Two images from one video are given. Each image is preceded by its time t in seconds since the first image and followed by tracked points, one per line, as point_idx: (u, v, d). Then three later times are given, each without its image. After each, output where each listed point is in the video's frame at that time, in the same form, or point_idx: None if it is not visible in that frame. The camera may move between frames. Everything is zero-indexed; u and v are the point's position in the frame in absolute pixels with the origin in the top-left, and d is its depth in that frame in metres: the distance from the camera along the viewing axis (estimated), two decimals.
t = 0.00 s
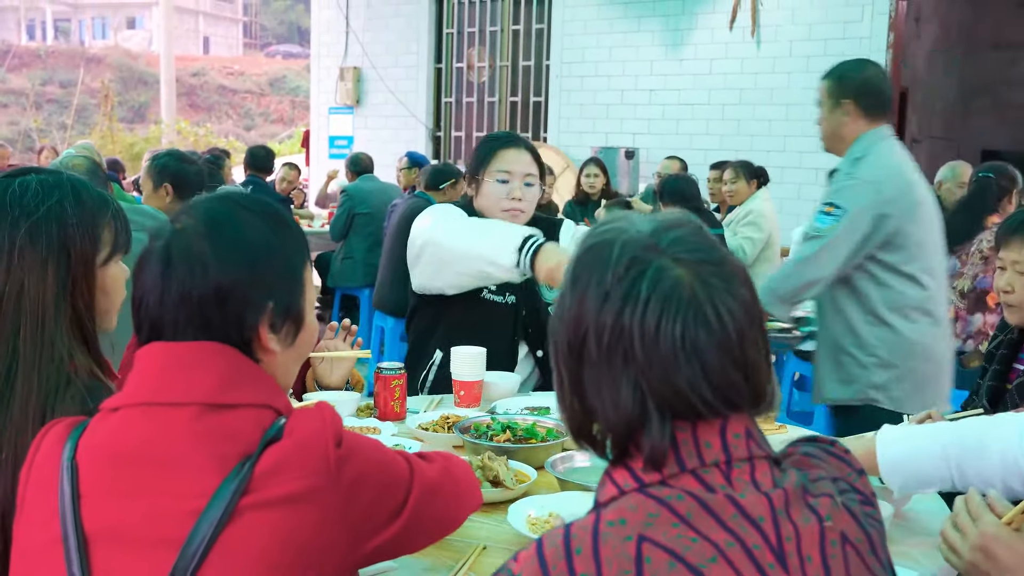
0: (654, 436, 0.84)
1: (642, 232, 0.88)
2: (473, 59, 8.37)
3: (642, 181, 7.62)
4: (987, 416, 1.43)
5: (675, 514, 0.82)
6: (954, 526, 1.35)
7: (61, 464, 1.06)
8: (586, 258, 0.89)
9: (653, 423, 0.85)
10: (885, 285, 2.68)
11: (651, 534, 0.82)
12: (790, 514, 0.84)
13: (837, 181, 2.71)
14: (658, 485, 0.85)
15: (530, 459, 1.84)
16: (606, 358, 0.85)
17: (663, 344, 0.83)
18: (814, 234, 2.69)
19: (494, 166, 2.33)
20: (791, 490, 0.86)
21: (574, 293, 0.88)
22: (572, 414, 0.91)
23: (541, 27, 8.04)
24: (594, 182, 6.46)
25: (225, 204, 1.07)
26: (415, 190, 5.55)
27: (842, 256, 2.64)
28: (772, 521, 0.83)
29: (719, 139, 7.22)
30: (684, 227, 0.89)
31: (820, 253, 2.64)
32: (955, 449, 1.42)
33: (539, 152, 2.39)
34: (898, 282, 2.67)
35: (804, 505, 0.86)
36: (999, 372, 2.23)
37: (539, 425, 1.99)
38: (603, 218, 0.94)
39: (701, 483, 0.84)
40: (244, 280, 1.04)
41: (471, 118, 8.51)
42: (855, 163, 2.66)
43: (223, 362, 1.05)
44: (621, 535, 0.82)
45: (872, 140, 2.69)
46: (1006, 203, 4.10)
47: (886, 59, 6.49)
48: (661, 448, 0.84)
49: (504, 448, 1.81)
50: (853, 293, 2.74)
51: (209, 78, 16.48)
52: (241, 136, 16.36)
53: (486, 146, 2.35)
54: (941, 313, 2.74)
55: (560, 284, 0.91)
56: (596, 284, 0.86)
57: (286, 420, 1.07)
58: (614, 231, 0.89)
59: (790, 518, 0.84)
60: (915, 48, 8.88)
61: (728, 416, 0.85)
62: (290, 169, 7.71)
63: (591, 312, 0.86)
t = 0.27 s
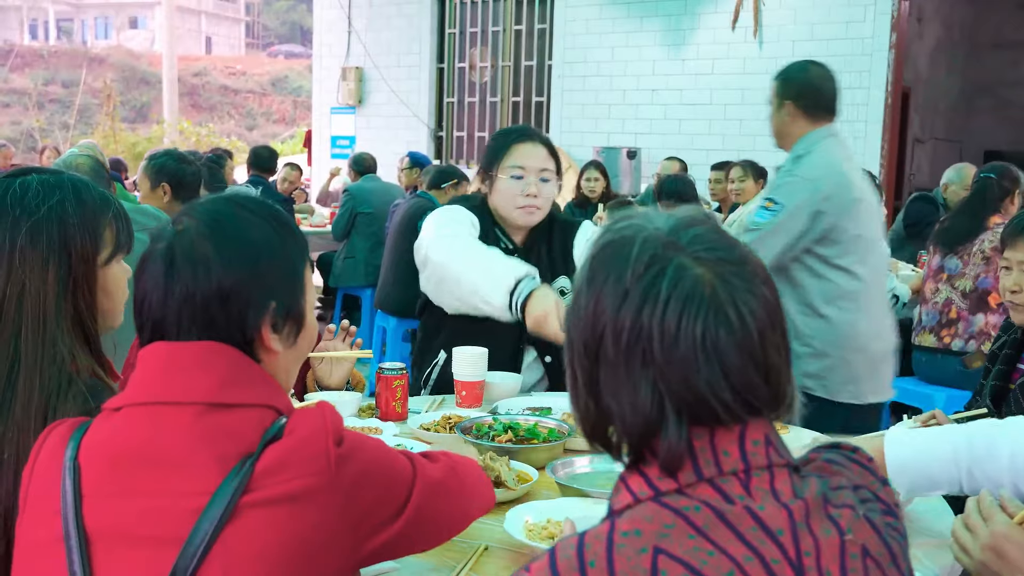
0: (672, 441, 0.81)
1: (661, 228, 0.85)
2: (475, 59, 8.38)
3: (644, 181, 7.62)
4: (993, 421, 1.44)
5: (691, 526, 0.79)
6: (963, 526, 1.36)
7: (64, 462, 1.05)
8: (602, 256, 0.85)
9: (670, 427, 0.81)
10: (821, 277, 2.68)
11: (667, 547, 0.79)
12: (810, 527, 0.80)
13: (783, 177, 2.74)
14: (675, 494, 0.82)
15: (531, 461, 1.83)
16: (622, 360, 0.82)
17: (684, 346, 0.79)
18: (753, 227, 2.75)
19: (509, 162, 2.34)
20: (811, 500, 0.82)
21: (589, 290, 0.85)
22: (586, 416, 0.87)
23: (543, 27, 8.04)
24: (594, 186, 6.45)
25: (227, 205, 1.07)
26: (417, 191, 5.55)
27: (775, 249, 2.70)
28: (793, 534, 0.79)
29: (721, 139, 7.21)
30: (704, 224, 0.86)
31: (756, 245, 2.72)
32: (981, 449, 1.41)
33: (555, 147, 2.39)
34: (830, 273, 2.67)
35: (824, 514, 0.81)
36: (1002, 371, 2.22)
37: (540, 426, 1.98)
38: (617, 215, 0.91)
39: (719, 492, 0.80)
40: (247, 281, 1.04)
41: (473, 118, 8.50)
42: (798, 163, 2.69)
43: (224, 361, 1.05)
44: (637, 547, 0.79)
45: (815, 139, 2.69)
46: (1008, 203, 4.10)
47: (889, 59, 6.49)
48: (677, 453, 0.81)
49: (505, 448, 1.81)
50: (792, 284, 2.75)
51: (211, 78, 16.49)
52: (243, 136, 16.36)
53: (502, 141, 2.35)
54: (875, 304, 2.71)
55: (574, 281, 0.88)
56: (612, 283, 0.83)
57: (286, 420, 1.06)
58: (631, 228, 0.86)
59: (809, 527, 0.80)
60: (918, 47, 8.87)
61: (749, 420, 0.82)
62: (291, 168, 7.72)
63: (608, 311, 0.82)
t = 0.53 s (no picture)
0: (693, 440, 0.83)
1: (686, 228, 0.88)
2: (477, 59, 8.38)
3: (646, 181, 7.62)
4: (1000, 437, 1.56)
5: (713, 538, 0.81)
6: (966, 511, 1.46)
7: (67, 462, 1.06)
8: (626, 255, 0.88)
9: (692, 427, 0.84)
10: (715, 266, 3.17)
11: (687, 559, 0.81)
12: (833, 540, 0.82)
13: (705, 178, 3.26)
14: (696, 503, 0.84)
15: (532, 462, 1.82)
16: (647, 358, 0.84)
17: (708, 344, 0.82)
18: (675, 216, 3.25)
19: (522, 146, 2.30)
20: (835, 513, 0.85)
21: (614, 289, 0.87)
22: (609, 414, 0.90)
23: (545, 27, 8.03)
24: (593, 191, 6.44)
25: (231, 206, 1.07)
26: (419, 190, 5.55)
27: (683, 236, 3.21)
28: (816, 548, 0.81)
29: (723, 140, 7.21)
30: (729, 224, 0.89)
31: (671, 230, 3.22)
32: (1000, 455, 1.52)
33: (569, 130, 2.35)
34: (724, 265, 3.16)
35: (850, 527, 0.85)
36: (1005, 372, 2.22)
37: (542, 426, 1.98)
38: (642, 215, 0.94)
39: (742, 503, 0.83)
40: (250, 282, 1.04)
41: (475, 118, 8.51)
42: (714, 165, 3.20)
43: (227, 361, 1.05)
44: (657, 557, 0.82)
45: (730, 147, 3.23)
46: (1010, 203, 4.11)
47: (891, 60, 6.48)
48: (699, 454, 0.83)
49: (506, 449, 1.80)
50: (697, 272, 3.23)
51: (213, 78, 16.50)
52: (245, 136, 16.35)
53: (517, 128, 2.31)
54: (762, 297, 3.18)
55: (599, 280, 0.91)
56: (637, 281, 0.86)
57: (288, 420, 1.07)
58: (656, 229, 0.89)
59: (833, 542, 0.82)
60: (920, 47, 8.87)
61: (771, 420, 0.84)
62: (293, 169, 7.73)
63: (633, 309, 0.85)
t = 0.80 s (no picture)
0: (713, 439, 0.84)
1: (709, 227, 0.89)
2: (480, 59, 8.38)
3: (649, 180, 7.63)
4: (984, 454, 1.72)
5: (729, 544, 0.81)
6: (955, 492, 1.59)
7: (71, 460, 1.05)
8: (647, 254, 0.89)
9: (712, 426, 0.84)
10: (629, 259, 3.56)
11: (702, 563, 0.81)
12: (853, 548, 0.82)
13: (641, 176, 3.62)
14: (713, 506, 0.84)
15: (536, 462, 1.82)
16: (668, 355, 0.85)
17: (731, 343, 0.82)
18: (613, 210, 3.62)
19: (532, 140, 2.29)
20: (855, 520, 0.84)
21: (635, 287, 0.88)
22: (627, 413, 0.90)
23: (548, 27, 8.03)
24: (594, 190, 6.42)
25: (237, 205, 1.07)
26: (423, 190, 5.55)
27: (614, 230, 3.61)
28: (835, 558, 0.81)
29: (727, 140, 7.21)
30: (752, 223, 0.90)
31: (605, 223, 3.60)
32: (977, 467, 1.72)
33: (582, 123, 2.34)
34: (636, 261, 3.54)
35: (870, 536, 0.84)
36: (1009, 374, 2.21)
37: (545, 426, 1.98)
38: (663, 216, 0.95)
39: (761, 509, 0.83)
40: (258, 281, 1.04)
41: (479, 117, 8.51)
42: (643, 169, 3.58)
43: (232, 360, 1.05)
44: (672, 562, 0.82)
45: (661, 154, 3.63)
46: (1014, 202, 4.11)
47: (895, 60, 6.47)
48: (718, 452, 0.84)
49: (510, 449, 1.80)
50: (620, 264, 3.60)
51: (216, 77, 16.51)
52: (248, 135, 16.35)
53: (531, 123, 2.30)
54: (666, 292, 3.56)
55: (619, 278, 0.91)
56: (660, 278, 0.86)
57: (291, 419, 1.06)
58: (678, 229, 0.90)
59: (852, 549, 0.82)
60: (924, 48, 8.87)
61: (793, 419, 0.84)
62: (297, 168, 7.74)
63: (654, 304, 0.86)
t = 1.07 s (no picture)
0: (728, 435, 0.84)
1: (725, 223, 0.89)
2: (484, 59, 8.37)
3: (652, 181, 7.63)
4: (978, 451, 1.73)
5: (739, 546, 0.82)
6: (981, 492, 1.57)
7: (71, 460, 1.06)
8: (664, 249, 0.89)
9: (729, 420, 0.84)
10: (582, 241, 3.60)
11: (712, 566, 0.81)
12: (861, 552, 0.82)
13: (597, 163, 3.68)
14: (721, 508, 0.85)
15: (538, 463, 1.82)
16: (687, 348, 0.84)
17: (751, 337, 0.82)
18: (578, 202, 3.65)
19: (546, 146, 2.29)
20: (865, 524, 0.84)
21: (652, 281, 0.88)
22: (641, 408, 0.90)
23: (552, 27, 8.02)
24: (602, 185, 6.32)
25: (236, 203, 1.07)
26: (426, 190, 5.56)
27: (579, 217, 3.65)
28: (844, 560, 0.81)
29: (729, 140, 7.21)
30: (766, 220, 0.90)
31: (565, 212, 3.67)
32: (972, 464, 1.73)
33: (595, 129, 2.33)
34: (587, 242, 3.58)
35: (878, 540, 0.84)
36: (1010, 376, 2.22)
37: (548, 426, 1.98)
38: (676, 212, 0.95)
39: (769, 512, 0.83)
40: (257, 281, 1.04)
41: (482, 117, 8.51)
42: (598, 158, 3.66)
43: (231, 360, 1.05)
44: (681, 564, 0.82)
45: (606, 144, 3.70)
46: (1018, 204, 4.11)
47: (898, 60, 6.47)
48: (733, 448, 0.84)
49: (513, 450, 1.80)
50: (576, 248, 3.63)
51: (220, 77, 16.52)
52: (251, 135, 16.35)
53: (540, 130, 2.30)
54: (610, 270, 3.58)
55: (635, 272, 0.91)
56: (678, 272, 0.86)
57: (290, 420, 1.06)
58: (696, 223, 0.90)
59: (861, 553, 0.82)
60: (927, 48, 8.87)
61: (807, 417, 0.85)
62: (299, 168, 7.74)
63: (673, 298, 0.85)
